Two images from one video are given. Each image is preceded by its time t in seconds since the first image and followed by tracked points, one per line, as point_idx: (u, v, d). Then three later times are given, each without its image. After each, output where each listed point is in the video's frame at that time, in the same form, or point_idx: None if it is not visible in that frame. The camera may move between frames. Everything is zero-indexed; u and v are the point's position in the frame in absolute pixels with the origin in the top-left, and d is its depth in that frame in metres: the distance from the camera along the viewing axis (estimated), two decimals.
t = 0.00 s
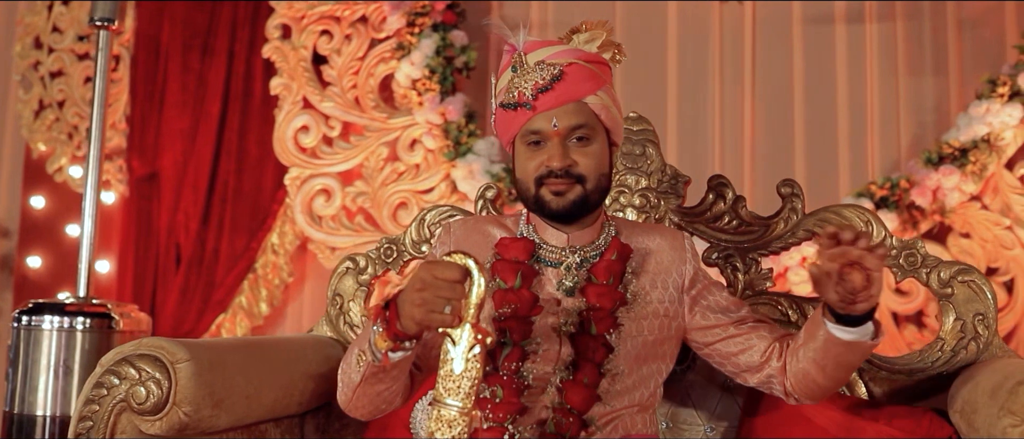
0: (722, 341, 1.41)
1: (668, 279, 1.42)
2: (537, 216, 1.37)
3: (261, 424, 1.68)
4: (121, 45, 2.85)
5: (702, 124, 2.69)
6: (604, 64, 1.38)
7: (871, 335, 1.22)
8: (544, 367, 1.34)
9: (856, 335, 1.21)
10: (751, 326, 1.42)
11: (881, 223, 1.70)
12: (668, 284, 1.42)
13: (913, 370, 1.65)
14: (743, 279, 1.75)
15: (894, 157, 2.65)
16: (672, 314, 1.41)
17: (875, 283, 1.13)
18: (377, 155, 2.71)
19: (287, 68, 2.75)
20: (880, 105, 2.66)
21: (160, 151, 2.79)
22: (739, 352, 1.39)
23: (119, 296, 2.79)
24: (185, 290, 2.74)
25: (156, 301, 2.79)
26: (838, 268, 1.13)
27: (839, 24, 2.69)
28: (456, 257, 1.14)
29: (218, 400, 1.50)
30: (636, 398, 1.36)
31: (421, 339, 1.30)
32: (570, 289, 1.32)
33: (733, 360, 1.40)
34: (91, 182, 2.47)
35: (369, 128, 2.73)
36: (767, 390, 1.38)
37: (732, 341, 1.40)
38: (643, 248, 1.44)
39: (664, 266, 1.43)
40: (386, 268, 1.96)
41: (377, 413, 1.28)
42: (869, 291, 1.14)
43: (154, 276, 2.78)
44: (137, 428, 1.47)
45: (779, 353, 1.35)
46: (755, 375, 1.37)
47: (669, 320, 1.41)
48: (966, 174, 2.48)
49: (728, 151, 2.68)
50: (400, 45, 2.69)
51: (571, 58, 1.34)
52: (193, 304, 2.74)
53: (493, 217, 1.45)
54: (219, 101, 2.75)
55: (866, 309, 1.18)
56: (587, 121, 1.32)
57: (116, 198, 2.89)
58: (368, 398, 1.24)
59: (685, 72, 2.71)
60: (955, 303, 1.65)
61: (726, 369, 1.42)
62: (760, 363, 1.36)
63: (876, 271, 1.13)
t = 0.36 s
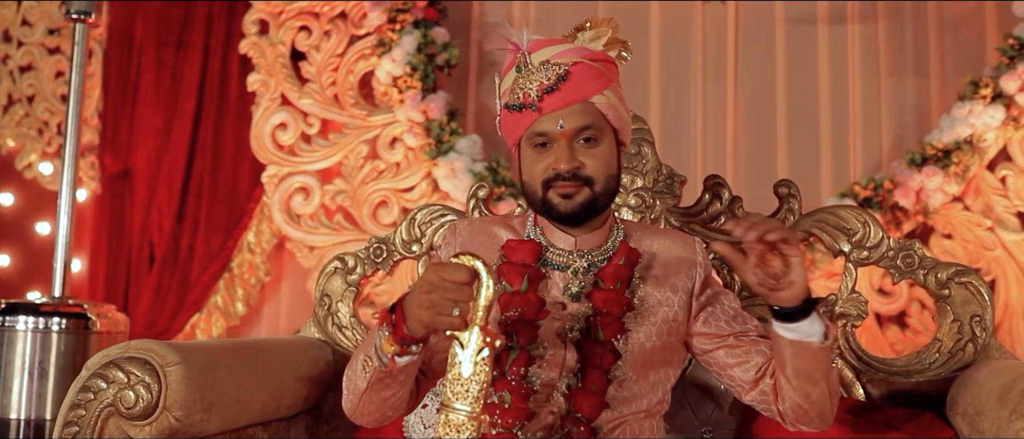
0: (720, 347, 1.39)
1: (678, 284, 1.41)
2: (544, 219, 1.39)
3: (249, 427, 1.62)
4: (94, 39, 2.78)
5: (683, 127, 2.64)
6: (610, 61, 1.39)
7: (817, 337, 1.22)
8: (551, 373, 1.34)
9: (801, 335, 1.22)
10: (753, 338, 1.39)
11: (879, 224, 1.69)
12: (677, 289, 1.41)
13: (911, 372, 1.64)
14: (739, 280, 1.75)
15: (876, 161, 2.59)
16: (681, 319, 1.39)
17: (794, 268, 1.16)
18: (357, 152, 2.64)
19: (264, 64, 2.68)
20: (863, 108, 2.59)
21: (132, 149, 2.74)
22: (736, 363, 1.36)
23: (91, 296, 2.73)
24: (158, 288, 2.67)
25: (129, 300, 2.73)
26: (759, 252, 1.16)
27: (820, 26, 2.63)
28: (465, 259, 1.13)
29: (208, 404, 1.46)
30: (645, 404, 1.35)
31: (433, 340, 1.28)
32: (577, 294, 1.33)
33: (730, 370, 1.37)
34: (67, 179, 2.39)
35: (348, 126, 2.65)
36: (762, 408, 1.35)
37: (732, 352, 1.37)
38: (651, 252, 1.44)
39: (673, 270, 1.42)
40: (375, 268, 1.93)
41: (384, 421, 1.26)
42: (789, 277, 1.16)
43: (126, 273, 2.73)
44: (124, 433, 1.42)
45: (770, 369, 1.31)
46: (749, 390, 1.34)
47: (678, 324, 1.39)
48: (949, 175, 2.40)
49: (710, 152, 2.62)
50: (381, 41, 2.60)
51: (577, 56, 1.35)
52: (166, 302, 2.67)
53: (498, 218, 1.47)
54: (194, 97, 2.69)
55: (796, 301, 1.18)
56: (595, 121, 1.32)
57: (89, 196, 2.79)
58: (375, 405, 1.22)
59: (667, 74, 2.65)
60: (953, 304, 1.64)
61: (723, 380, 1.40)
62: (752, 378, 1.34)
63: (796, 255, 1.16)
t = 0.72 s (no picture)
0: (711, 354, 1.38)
1: (685, 289, 1.39)
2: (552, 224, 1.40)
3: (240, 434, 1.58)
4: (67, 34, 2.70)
5: (669, 131, 2.58)
6: (620, 64, 1.44)
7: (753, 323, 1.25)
8: (557, 379, 1.32)
9: (731, 328, 1.25)
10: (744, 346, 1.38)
11: (877, 228, 1.68)
12: (684, 294, 1.39)
13: (909, 377, 1.64)
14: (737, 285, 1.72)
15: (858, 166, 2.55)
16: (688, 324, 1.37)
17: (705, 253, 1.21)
18: (337, 152, 2.58)
19: (243, 61, 2.61)
20: (846, 113, 2.56)
21: (107, 146, 2.65)
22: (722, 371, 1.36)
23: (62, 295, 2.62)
24: (133, 289, 2.60)
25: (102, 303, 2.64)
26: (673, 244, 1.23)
27: (804, 30, 2.59)
28: (474, 265, 1.12)
29: (199, 412, 1.41)
30: (652, 413, 1.33)
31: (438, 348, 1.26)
32: (582, 301, 1.34)
33: (721, 377, 1.37)
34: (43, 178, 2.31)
35: (328, 125, 2.59)
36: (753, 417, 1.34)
37: (717, 359, 1.37)
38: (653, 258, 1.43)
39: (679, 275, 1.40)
40: (366, 270, 1.90)
41: (390, 427, 1.26)
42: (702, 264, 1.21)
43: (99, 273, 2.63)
44: None
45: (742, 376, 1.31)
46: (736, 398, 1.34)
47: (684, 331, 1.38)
48: (933, 178, 2.35)
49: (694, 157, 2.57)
50: (363, 40, 2.54)
51: (586, 59, 1.39)
52: (142, 302, 2.60)
53: (505, 220, 1.49)
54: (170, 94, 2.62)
55: (714, 291, 1.21)
56: (604, 126, 1.36)
57: (61, 195, 2.67)
58: (382, 411, 1.23)
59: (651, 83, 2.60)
60: (950, 309, 1.64)
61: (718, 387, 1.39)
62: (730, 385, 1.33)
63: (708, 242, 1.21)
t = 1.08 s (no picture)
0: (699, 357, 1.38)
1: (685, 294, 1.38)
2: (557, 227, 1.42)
3: None
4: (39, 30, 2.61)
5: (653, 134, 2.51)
6: (626, 64, 1.43)
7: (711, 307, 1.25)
8: (561, 384, 1.30)
9: (690, 314, 1.25)
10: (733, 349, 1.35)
11: (874, 231, 1.68)
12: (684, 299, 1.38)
13: (906, 379, 1.65)
14: (734, 287, 1.71)
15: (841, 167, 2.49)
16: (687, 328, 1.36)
17: (669, 237, 1.25)
18: (318, 151, 2.52)
19: (222, 59, 2.54)
20: (829, 111, 2.50)
21: (80, 144, 2.56)
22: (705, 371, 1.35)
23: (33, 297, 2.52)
24: (107, 291, 2.51)
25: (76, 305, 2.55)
26: (645, 228, 1.28)
27: (786, 31, 2.53)
28: (484, 270, 1.11)
29: (193, 419, 1.38)
30: (660, 418, 1.31)
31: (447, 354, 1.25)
32: (586, 304, 1.34)
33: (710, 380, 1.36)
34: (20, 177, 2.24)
35: (309, 124, 2.53)
36: (746, 420, 1.30)
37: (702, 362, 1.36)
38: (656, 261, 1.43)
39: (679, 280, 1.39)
40: (357, 272, 1.86)
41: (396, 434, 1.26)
42: (664, 245, 1.25)
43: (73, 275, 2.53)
44: None
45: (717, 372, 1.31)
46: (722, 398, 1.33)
47: (684, 335, 1.37)
48: (916, 181, 2.30)
49: (677, 154, 2.50)
50: (345, 38, 2.49)
51: (594, 61, 1.39)
52: (117, 303, 2.52)
53: (509, 222, 1.51)
54: (146, 91, 2.54)
55: (674, 273, 1.25)
56: (611, 130, 1.36)
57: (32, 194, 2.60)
58: (387, 418, 1.22)
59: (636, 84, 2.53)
60: (947, 312, 1.64)
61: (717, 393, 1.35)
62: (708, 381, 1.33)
63: (674, 226, 1.25)
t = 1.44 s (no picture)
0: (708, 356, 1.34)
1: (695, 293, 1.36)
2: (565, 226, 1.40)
3: None
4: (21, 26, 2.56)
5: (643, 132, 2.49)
6: (632, 60, 1.38)
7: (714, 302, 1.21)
8: (571, 386, 1.28)
9: (693, 310, 1.22)
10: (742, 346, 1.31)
11: (877, 231, 1.68)
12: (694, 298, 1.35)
13: (910, 379, 1.64)
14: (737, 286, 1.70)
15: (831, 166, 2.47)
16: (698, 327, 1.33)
17: (674, 231, 1.24)
18: (307, 150, 2.47)
19: (209, 56, 2.49)
20: (819, 109, 2.47)
21: (64, 142, 2.51)
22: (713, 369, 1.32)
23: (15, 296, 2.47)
24: (92, 290, 2.46)
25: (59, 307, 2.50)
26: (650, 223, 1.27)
27: (777, 30, 2.50)
28: (497, 270, 1.09)
29: (195, 421, 1.35)
30: (672, 419, 1.28)
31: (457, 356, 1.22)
32: (595, 305, 1.32)
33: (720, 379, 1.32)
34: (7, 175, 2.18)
35: (298, 122, 2.49)
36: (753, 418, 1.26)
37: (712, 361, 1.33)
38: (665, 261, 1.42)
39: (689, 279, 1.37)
40: (356, 272, 1.84)
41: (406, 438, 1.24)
42: (669, 239, 1.24)
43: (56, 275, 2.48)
44: None
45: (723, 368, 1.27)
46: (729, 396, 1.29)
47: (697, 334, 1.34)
48: (909, 181, 2.28)
49: (669, 151, 2.46)
50: (334, 35, 2.45)
51: (599, 59, 1.34)
52: (101, 302, 2.46)
53: (516, 222, 1.50)
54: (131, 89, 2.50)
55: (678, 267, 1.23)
56: (618, 128, 1.32)
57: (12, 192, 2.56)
58: (398, 422, 1.20)
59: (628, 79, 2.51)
60: (951, 312, 1.64)
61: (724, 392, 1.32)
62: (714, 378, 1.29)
63: (679, 222, 1.24)
